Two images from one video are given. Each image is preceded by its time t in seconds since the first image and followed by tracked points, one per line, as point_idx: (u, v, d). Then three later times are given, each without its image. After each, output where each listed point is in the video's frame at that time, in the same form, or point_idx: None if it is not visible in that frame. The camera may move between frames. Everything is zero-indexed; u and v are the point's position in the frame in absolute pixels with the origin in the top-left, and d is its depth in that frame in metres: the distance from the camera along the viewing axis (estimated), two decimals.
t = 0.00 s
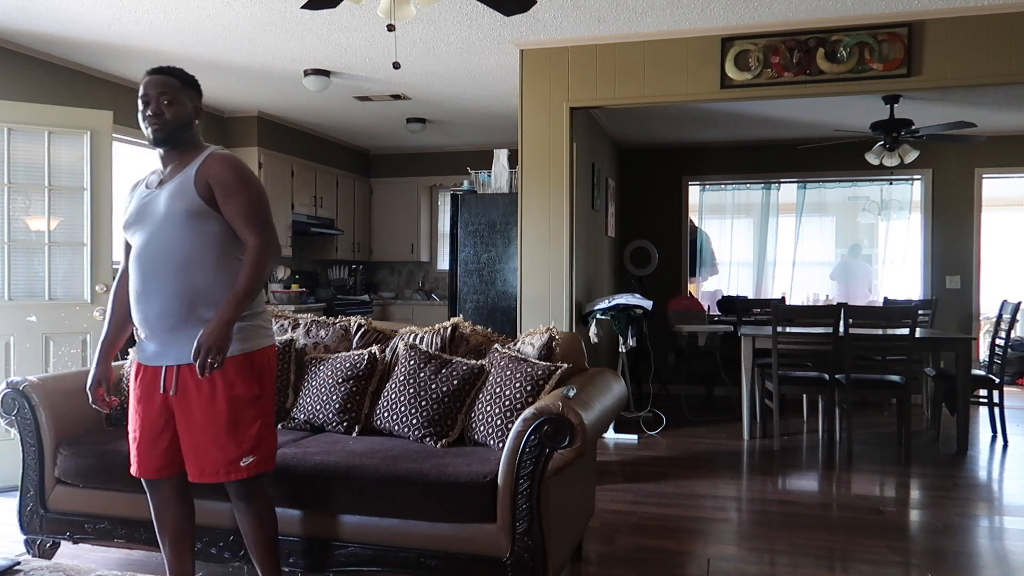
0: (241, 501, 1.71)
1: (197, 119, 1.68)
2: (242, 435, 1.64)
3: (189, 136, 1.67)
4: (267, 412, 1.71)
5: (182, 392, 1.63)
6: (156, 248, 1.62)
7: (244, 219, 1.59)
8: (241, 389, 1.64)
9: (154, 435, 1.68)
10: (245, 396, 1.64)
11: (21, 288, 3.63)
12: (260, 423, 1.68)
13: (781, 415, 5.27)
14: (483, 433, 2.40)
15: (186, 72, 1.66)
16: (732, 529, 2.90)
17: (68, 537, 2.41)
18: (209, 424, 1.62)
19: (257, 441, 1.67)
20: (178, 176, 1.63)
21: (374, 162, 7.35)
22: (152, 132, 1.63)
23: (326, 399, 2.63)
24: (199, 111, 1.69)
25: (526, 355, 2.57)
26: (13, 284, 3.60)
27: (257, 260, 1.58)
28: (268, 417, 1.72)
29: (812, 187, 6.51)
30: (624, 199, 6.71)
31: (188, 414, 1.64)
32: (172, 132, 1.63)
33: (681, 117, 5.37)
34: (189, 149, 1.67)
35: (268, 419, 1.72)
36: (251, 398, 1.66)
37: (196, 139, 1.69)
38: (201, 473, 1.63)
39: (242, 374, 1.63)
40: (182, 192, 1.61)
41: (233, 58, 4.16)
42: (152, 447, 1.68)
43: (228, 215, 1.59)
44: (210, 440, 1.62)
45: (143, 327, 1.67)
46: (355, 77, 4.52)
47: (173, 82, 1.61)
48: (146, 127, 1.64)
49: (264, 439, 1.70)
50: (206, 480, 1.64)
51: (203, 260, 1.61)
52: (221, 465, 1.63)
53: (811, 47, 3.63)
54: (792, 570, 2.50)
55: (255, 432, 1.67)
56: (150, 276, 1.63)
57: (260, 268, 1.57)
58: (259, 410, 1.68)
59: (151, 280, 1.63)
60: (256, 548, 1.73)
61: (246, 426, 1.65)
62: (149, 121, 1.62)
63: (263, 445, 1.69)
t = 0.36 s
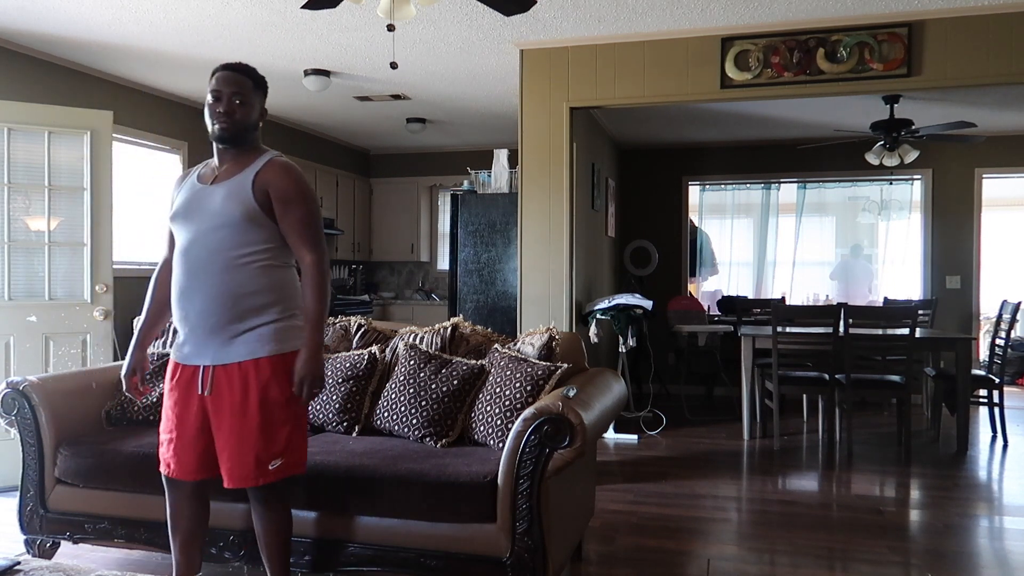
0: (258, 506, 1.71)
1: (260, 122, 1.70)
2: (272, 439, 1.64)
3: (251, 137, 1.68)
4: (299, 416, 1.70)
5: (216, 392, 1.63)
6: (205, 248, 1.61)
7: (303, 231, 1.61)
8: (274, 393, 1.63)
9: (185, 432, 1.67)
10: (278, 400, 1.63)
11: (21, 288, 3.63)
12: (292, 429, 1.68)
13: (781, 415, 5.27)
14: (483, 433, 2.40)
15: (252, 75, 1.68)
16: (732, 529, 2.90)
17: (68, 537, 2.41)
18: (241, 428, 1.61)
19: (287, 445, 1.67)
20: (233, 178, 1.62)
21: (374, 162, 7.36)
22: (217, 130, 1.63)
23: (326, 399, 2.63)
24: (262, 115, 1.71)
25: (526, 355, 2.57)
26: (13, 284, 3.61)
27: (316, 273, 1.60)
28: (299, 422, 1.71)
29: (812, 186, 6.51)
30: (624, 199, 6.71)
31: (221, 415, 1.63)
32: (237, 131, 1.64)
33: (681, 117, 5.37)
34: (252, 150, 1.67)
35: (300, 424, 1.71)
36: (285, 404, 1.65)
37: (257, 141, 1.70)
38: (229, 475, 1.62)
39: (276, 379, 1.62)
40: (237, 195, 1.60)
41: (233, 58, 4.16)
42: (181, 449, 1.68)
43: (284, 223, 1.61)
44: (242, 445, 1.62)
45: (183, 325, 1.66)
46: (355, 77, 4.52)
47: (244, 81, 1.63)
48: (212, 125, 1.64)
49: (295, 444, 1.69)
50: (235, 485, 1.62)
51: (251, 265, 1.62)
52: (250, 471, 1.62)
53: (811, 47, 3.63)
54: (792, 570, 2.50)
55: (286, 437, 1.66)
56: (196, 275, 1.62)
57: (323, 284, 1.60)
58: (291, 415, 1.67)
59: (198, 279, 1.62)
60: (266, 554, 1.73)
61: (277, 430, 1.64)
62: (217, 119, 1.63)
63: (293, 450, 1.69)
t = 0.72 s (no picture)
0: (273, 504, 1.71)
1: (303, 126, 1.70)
2: (314, 438, 1.66)
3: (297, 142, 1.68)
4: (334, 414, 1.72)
5: (257, 393, 1.63)
6: (248, 249, 1.61)
7: (338, 238, 1.64)
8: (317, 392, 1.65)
9: (219, 436, 1.67)
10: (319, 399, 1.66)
11: (21, 288, 3.63)
12: (330, 427, 1.70)
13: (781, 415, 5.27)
14: (484, 433, 2.40)
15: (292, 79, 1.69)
16: (732, 529, 2.90)
17: (68, 537, 2.41)
18: (282, 426, 1.63)
19: (326, 443, 1.69)
20: (274, 181, 1.62)
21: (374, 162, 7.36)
22: (269, 136, 1.62)
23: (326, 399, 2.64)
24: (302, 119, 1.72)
25: (526, 355, 2.57)
26: (13, 284, 3.61)
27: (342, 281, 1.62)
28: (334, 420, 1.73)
29: (812, 186, 6.50)
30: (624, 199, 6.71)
31: (261, 416, 1.64)
32: (288, 137, 1.64)
33: (681, 118, 5.37)
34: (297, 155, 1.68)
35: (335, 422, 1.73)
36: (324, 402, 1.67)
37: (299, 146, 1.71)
38: (271, 476, 1.64)
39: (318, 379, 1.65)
40: (282, 199, 1.60)
41: (233, 58, 4.16)
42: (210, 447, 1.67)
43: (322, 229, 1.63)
44: (285, 444, 1.63)
45: (215, 326, 1.65)
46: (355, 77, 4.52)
47: (297, 87, 1.64)
48: (263, 130, 1.62)
49: (332, 442, 1.71)
50: (275, 482, 1.64)
51: (292, 268, 1.63)
52: (291, 469, 1.63)
53: (811, 47, 3.63)
54: (792, 570, 2.50)
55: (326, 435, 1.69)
56: (238, 275, 1.62)
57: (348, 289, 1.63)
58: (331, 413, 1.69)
59: (238, 279, 1.62)
60: (275, 553, 1.73)
61: (319, 428, 1.67)
62: (270, 124, 1.62)
63: (331, 448, 1.71)
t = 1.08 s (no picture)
0: (276, 504, 1.72)
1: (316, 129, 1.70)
2: (325, 435, 1.69)
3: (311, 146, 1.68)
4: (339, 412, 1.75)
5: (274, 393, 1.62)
6: (270, 246, 1.58)
7: (349, 236, 1.68)
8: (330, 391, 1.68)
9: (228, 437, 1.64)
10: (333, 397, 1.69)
11: (21, 288, 3.64)
12: (338, 424, 1.73)
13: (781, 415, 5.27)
14: (483, 433, 2.40)
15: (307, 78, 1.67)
16: (732, 529, 2.90)
17: (68, 537, 2.41)
18: (297, 425, 1.64)
19: (334, 441, 1.72)
20: (291, 179, 1.62)
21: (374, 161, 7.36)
22: (298, 140, 1.61)
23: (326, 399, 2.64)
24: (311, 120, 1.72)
25: (526, 355, 2.57)
26: (13, 284, 3.61)
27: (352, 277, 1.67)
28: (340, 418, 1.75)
29: (812, 186, 6.50)
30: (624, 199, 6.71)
31: (275, 416, 1.63)
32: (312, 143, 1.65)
33: (682, 117, 5.37)
34: (309, 160, 1.68)
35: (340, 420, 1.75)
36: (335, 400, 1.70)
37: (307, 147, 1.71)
38: (284, 476, 1.64)
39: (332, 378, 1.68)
40: (305, 196, 1.61)
41: (234, 58, 4.16)
42: (215, 447, 1.64)
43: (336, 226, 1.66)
44: (299, 444, 1.64)
45: (230, 329, 1.61)
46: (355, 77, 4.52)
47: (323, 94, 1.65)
48: (290, 134, 1.61)
49: (339, 439, 1.74)
50: (285, 482, 1.65)
51: (310, 265, 1.63)
52: (304, 468, 1.65)
53: (811, 47, 3.63)
54: (792, 570, 2.50)
55: (335, 432, 1.71)
56: (259, 273, 1.59)
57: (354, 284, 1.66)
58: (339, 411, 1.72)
59: (257, 278, 1.59)
60: (278, 551, 1.73)
61: (329, 426, 1.69)
62: (300, 130, 1.61)
63: (338, 445, 1.74)
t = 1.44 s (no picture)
0: (273, 505, 1.72)
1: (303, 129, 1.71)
2: (323, 437, 1.69)
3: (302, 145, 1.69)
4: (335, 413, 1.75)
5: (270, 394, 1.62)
6: (270, 244, 1.59)
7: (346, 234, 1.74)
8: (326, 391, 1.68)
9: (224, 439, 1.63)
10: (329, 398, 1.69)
11: (21, 288, 3.63)
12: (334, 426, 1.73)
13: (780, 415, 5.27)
14: (483, 433, 2.40)
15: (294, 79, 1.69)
16: (732, 529, 2.90)
17: (68, 537, 2.41)
18: (295, 426, 1.64)
19: (331, 442, 1.72)
20: (286, 176, 1.63)
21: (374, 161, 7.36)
22: (294, 138, 1.62)
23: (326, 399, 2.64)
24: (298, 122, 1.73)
25: (526, 355, 2.57)
26: (13, 284, 3.61)
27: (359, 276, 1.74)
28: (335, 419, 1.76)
29: (812, 186, 6.50)
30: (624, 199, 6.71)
31: (272, 417, 1.63)
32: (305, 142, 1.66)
33: (682, 117, 5.37)
34: (301, 160, 1.68)
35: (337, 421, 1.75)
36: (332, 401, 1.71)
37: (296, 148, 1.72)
38: (283, 477, 1.64)
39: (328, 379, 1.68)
40: (302, 193, 1.63)
41: (234, 58, 4.16)
42: (210, 449, 1.63)
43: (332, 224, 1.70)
44: (297, 444, 1.64)
45: (226, 329, 1.60)
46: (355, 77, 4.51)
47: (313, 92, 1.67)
48: (285, 132, 1.62)
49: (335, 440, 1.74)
50: (283, 485, 1.64)
51: (308, 263, 1.65)
52: (302, 469, 1.65)
53: (811, 47, 3.63)
54: (792, 570, 2.50)
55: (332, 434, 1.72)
56: (257, 272, 1.59)
57: (365, 286, 1.74)
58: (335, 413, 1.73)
59: (255, 277, 1.59)
60: (276, 551, 1.73)
61: (326, 427, 1.69)
62: (294, 128, 1.62)
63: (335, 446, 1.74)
